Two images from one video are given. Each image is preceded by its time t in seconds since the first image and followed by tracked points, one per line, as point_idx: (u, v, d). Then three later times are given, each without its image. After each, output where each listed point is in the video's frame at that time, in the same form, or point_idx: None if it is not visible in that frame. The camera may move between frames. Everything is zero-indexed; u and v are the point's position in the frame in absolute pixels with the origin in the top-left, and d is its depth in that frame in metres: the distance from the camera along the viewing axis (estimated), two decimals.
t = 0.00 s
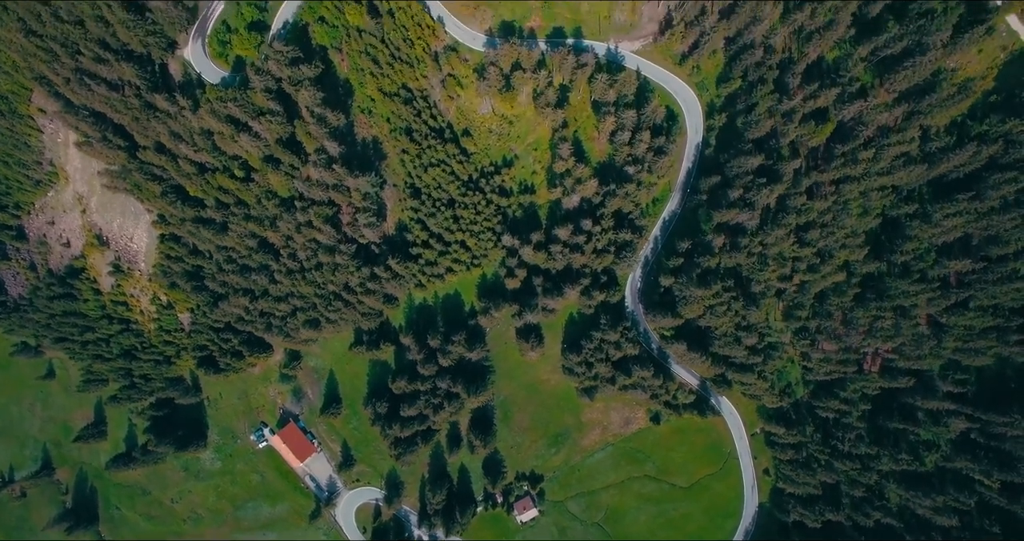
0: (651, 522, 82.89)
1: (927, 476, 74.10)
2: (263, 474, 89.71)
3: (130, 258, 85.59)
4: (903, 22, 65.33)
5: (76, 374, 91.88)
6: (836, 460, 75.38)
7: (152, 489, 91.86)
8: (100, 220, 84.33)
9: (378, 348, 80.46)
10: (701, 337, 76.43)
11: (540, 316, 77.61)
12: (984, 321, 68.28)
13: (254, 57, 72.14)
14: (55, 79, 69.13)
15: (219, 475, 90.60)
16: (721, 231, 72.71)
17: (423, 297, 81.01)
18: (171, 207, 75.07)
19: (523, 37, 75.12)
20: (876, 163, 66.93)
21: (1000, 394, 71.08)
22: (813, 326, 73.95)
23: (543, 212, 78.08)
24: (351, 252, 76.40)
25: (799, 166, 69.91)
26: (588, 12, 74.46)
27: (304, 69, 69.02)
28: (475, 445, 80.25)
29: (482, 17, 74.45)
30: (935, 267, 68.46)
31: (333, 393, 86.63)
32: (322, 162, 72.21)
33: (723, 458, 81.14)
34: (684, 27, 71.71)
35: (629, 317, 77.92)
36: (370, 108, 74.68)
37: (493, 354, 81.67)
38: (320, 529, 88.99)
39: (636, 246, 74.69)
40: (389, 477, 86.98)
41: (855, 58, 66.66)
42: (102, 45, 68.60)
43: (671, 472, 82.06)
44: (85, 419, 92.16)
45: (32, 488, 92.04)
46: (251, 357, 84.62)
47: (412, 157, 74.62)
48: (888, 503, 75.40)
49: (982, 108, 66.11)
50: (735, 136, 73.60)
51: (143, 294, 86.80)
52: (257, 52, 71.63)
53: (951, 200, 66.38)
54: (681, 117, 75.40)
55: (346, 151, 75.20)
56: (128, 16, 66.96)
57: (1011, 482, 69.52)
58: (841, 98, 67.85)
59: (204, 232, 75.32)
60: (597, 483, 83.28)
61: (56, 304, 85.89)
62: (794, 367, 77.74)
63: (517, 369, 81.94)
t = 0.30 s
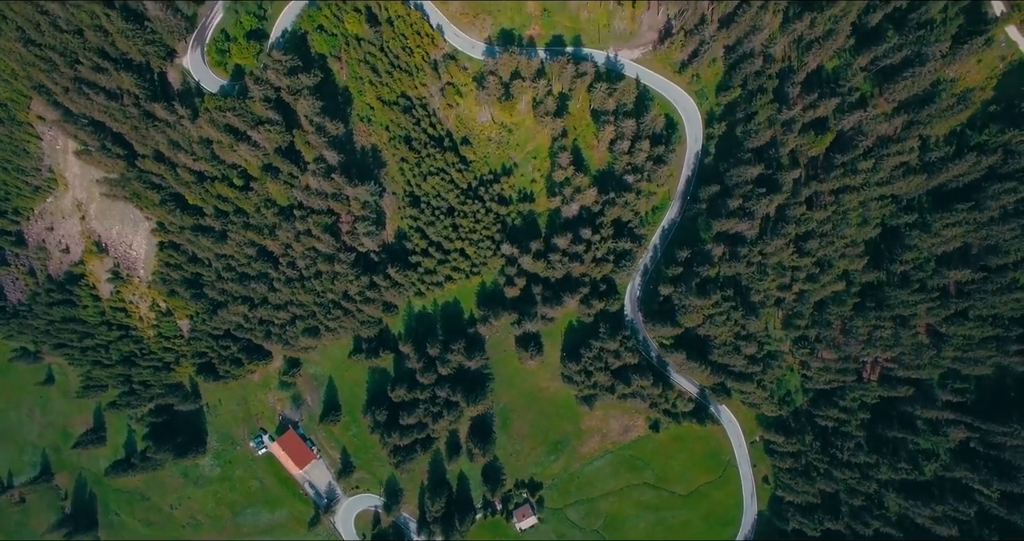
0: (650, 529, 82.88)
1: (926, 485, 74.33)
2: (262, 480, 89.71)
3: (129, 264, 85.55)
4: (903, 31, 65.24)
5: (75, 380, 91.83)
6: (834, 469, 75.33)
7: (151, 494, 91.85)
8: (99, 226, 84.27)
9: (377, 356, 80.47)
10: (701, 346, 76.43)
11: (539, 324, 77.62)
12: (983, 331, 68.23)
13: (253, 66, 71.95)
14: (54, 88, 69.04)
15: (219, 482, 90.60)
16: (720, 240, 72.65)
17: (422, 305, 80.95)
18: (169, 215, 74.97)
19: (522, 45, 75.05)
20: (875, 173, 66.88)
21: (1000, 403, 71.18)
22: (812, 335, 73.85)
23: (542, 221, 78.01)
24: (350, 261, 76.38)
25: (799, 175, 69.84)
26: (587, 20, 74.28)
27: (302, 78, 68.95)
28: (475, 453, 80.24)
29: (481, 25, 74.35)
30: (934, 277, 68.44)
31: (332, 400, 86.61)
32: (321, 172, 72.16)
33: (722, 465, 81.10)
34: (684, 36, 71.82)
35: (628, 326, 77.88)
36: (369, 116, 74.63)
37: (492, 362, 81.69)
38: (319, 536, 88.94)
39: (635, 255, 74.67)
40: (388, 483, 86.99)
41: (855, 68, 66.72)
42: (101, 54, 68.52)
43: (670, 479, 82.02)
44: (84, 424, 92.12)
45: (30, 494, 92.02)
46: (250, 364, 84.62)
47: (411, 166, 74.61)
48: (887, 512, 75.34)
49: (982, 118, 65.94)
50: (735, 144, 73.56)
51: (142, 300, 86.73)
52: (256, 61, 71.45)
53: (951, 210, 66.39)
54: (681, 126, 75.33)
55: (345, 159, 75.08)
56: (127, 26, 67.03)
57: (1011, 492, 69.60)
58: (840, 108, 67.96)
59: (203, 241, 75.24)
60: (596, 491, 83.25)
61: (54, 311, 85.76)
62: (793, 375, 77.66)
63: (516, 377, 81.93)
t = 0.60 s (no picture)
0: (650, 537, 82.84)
1: (926, 495, 74.28)
2: (261, 488, 89.69)
3: (129, 272, 85.45)
4: (903, 42, 65.20)
5: (74, 386, 91.79)
6: (834, 478, 75.31)
7: (150, 501, 91.86)
8: (99, 234, 84.20)
9: (376, 365, 80.48)
10: (700, 355, 76.36)
11: (539, 334, 77.58)
12: (983, 342, 68.12)
13: (252, 76, 71.79)
14: (53, 98, 69.02)
15: (218, 489, 90.59)
16: (720, 250, 72.54)
17: (421, 314, 80.88)
18: (168, 224, 74.87)
19: (522, 54, 74.90)
20: (875, 185, 66.86)
21: (1000, 414, 71.07)
22: (811, 344, 73.76)
23: (542, 230, 77.94)
24: (349, 270, 76.31)
25: (799, 186, 69.79)
26: (587, 29, 74.14)
27: (301, 88, 68.87)
28: (474, 463, 80.17)
29: (481, 34, 74.22)
30: (934, 288, 68.41)
31: (331, 408, 86.56)
32: (320, 182, 72.12)
33: (721, 474, 81.07)
34: (684, 46, 71.74)
35: (628, 335, 77.83)
36: (369, 125, 74.59)
37: (492, 370, 81.65)
38: None
39: (634, 265, 74.61)
40: (388, 491, 86.96)
41: (855, 79, 66.74)
42: (100, 64, 68.43)
43: (670, 488, 81.95)
44: (84, 431, 92.11)
45: (30, 500, 92.03)
46: (250, 373, 84.63)
47: (410, 176, 74.57)
48: (887, 522, 75.36)
49: (981, 129, 65.83)
50: (735, 154, 73.48)
51: (141, 308, 86.66)
52: (255, 71, 71.32)
53: (951, 221, 66.34)
54: (680, 135, 75.22)
55: (345, 169, 74.94)
56: (126, 36, 66.93)
57: (1010, 503, 69.74)
58: (840, 119, 67.99)
59: (202, 250, 75.16)
60: (595, 499, 83.21)
61: (54, 318, 85.69)
62: (793, 385, 77.56)
63: (516, 386, 81.91)
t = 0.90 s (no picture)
0: None
1: (926, 504, 74.12)
2: (261, 495, 89.67)
3: (128, 278, 85.42)
4: (903, 52, 65.20)
5: (74, 392, 91.71)
6: (833, 487, 75.26)
7: (150, 507, 91.84)
8: (98, 241, 84.18)
9: (375, 373, 80.46)
10: (699, 364, 76.30)
11: (538, 342, 77.53)
12: (983, 352, 68.05)
13: (251, 85, 71.49)
14: (52, 107, 68.97)
15: (218, 495, 90.56)
16: (719, 260, 72.47)
17: (421, 322, 80.82)
18: (167, 233, 74.76)
19: (521, 63, 74.88)
20: (875, 195, 66.85)
21: (1000, 423, 70.99)
22: (811, 353, 73.67)
23: (541, 238, 77.83)
24: (349, 279, 76.28)
25: (799, 196, 69.77)
26: (586, 37, 74.13)
27: (300, 98, 68.83)
28: (473, 471, 80.09)
29: (480, 43, 74.16)
30: (933, 297, 68.40)
31: (331, 415, 86.51)
32: (319, 192, 71.96)
33: (721, 482, 81.02)
34: (683, 54, 71.60)
35: (627, 344, 77.77)
36: (368, 133, 74.55)
37: (491, 378, 81.62)
38: None
39: (634, 274, 74.54)
40: (387, 498, 86.89)
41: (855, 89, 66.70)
42: (99, 74, 68.36)
43: (669, 496, 81.91)
44: (83, 437, 92.07)
45: (29, 506, 91.98)
46: (249, 380, 84.56)
47: (409, 184, 74.54)
48: (886, 531, 75.17)
49: (981, 139, 65.77)
50: (734, 163, 73.42)
51: (141, 314, 86.62)
52: (254, 80, 70.98)
53: (950, 231, 66.32)
54: (680, 144, 75.13)
55: (344, 177, 74.80)
56: (125, 45, 66.80)
57: (1010, 513, 69.65)
58: (840, 129, 67.93)
59: (202, 259, 75.12)
60: (594, 507, 83.17)
61: (53, 324, 85.62)
62: (792, 393, 77.49)
63: (515, 394, 81.87)
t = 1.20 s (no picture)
0: None
1: (925, 514, 74.03)
2: (260, 502, 89.69)
3: (127, 286, 85.38)
4: (903, 63, 65.18)
5: (73, 399, 91.65)
6: (833, 497, 75.22)
7: (149, 514, 91.82)
8: (97, 248, 84.11)
9: (375, 382, 80.42)
10: (699, 374, 76.22)
11: (538, 352, 77.50)
12: (982, 363, 68.03)
13: (249, 94, 71.60)
14: (51, 117, 68.91)
15: (217, 503, 90.54)
16: (719, 270, 72.43)
17: (420, 330, 80.74)
18: (167, 242, 74.67)
19: (521, 72, 74.87)
20: (875, 206, 66.80)
21: (1000, 434, 70.98)
22: (811, 364, 73.50)
23: (541, 248, 77.69)
24: (348, 289, 76.21)
25: (798, 207, 69.68)
26: (586, 47, 74.00)
27: (299, 108, 68.77)
28: (473, 480, 80.08)
29: (480, 52, 74.03)
30: (933, 308, 68.37)
31: (330, 423, 86.49)
32: (318, 203, 71.83)
33: (720, 491, 81.00)
34: (683, 64, 71.52)
35: (626, 353, 77.73)
36: (367, 143, 74.53)
37: (491, 387, 81.62)
38: None
39: (633, 284, 74.45)
40: (387, 506, 86.83)
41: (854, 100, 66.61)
42: (98, 84, 68.32)
43: (668, 504, 81.89)
44: (83, 443, 92.07)
45: (28, 513, 91.96)
46: (248, 388, 84.55)
47: (408, 194, 74.54)
48: None
49: (980, 150, 65.74)
50: (734, 172, 73.30)
51: (140, 322, 86.52)
52: (253, 89, 71.14)
53: (950, 242, 66.27)
54: (680, 153, 74.98)
55: (343, 187, 74.66)
56: (124, 56, 66.61)
57: (1010, 524, 69.65)
58: (840, 140, 67.84)
59: (201, 268, 75.07)
60: (593, 515, 83.16)
61: (52, 332, 85.57)
62: (791, 402, 77.37)
63: (515, 403, 81.85)
